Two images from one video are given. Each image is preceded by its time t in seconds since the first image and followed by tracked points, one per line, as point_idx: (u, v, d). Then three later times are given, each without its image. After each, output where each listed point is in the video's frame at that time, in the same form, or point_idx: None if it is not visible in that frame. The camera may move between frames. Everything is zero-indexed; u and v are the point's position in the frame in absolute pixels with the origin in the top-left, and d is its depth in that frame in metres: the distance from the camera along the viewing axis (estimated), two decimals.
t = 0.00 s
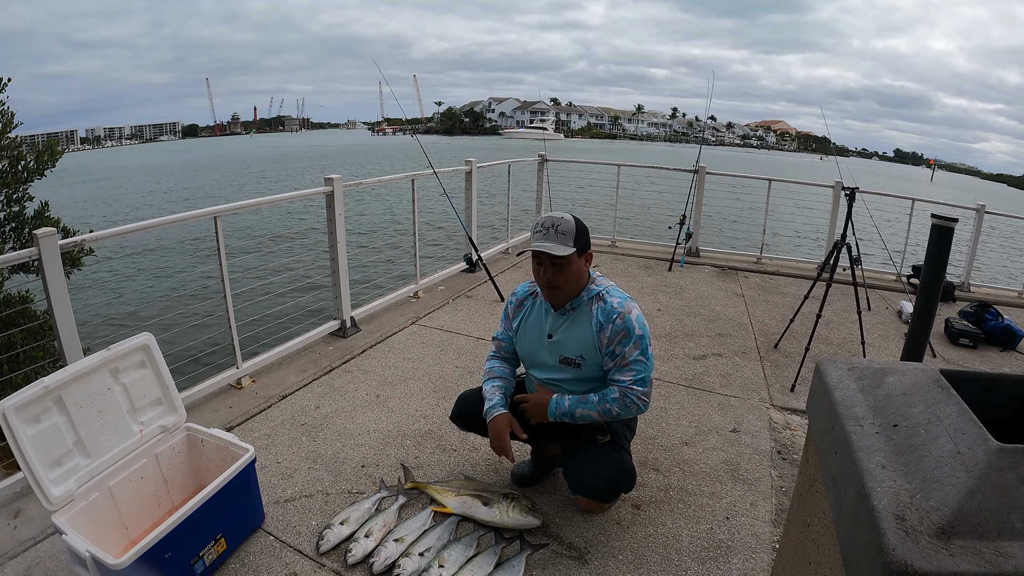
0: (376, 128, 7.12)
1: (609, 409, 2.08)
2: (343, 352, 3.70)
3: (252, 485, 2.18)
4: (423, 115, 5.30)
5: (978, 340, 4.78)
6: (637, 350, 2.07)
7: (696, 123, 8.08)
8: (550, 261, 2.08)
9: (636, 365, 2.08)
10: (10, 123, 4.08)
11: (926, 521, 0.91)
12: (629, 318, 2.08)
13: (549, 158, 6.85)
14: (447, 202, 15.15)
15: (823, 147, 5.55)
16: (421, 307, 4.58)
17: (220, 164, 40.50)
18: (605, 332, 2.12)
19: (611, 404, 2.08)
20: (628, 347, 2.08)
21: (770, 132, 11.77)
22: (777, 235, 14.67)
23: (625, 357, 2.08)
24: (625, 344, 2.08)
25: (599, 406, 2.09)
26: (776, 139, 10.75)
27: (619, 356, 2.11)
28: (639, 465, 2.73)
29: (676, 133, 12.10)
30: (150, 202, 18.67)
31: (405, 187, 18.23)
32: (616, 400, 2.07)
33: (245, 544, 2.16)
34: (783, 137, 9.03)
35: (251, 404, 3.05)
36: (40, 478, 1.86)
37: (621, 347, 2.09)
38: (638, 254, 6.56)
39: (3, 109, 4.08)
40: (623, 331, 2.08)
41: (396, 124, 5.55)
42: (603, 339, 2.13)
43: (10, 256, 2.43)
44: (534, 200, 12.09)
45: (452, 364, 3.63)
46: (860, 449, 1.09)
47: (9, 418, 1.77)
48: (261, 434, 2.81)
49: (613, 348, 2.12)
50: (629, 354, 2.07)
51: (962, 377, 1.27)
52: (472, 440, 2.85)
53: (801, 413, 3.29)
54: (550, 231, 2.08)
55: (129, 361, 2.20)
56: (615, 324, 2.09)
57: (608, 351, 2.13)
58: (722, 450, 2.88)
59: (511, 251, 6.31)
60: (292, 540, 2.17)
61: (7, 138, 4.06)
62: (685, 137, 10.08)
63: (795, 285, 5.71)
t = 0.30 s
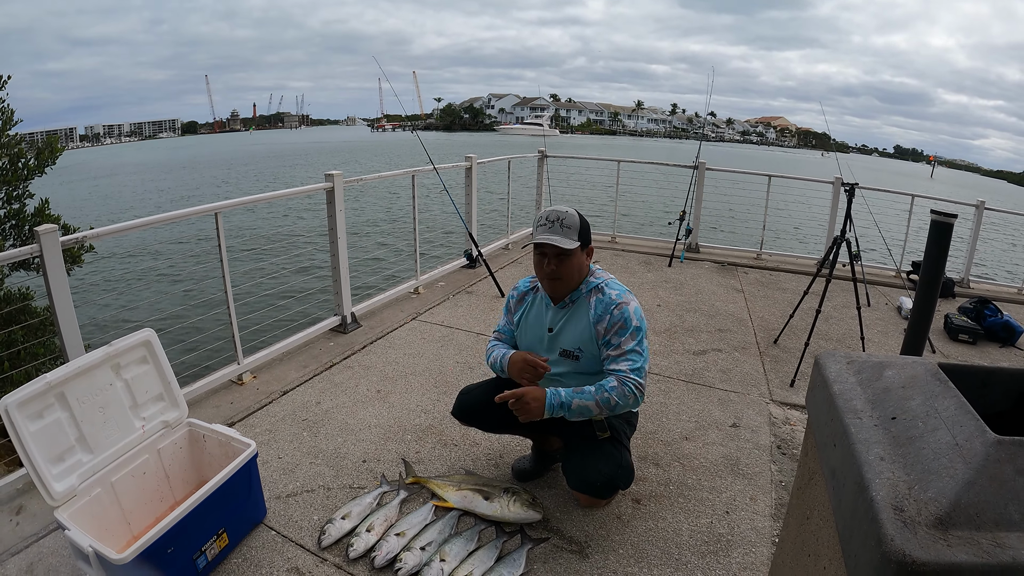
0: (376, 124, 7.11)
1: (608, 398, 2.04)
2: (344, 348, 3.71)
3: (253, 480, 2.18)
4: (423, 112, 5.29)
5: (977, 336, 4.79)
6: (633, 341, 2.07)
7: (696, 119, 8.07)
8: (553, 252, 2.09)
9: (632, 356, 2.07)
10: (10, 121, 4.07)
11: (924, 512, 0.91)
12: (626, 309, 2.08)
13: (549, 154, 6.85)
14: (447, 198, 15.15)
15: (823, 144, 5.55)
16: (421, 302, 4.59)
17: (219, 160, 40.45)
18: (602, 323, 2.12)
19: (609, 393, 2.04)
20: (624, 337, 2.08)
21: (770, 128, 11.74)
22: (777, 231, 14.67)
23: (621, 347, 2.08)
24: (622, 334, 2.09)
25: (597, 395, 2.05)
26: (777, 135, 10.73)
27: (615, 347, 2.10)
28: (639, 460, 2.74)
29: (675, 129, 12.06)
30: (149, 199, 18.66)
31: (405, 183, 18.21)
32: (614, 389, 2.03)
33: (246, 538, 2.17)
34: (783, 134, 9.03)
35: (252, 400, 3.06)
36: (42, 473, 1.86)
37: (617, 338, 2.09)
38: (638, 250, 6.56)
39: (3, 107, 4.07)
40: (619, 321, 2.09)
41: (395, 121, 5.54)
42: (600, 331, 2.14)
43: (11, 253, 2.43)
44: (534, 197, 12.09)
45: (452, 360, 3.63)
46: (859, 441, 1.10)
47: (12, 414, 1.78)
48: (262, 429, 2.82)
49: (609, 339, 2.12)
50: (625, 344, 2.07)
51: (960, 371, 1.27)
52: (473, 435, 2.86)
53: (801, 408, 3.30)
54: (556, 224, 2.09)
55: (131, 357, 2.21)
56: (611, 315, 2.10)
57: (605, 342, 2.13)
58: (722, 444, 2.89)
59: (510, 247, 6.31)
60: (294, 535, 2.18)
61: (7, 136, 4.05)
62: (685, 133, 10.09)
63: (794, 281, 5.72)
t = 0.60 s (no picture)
0: (376, 120, 7.09)
1: (607, 360, 1.96)
2: (344, 342, 3.71)
3: (253, 473, 2.19)
4: (423, 107, 5.29)
5: (977, 332, 4.80)
6: (632, 327, 2.08)
7: (697, 115, 8.06)
8: (551, 241, 2.11)
9: (631, 339, 2.06)
10: (10, 117, 4.05)
11: (920, 500, 0.92)
12: (628, 295, 2.11)
13: (549, 149, 6.84)
14: (447, 194, 15.15)
15: (824, 139, 5.53)
16: (421, 298, 4.59)
17: (219, 156, 40.41)
18: (602, 308, 2.13)
19: (611, 356, 1.96)
20: (623, 322, 2.08)
21: (771, 124, 11.70)
22: (777, 227, 14.66)
23: (619, 330, 2.07)
24: (622, 318, 2.09)
25: (597, 352, 1.96)
26: (778, 132, 10.70)
27: (614, 330, 2.10)
28: (638, 454, 2.75)
29: (676, 124, 12.03)
30: (149, 196, 18.68)
31: (405, 180, 18.20)
32: (616, 355, 1.97)
33: (246, 531, 2.18)
34: (784, 130, 9.01)
35: (252, 394, 3.06)
36: (42, 466, 1.87)
37: (617, 321, 2.09)
38: (638, 245, 6.56)
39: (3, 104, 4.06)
40: (620, 306, 2.10)
41: (395, 117, 5.53)
42: (600, 315, 2.14)
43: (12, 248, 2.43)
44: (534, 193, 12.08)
45: (452, 354, 3.64)
46: (854, 431, 1.10)
47: (13, 407, 1.79)
48: (262, 424, 2.82)
49: (608, 324, 2.12)
50: (623, 328, 2.07)
51: (956, 362, 1.28)
52: (473, 429, 2.86)
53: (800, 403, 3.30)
54: (552, 214, 2.08)
55: (131, 351, 2.21)
56: (614, 299, 2.12)
57: (603, 327, 2.13)
58: (721, 439, 2.90)
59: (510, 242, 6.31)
60: (294, 528, 2.19)
61: (7, 133, 4.05)
62: (685, 128, 10.06)
63: (794, 276, 5.72)
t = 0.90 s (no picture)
0: (376, 116, 7.08)
1: (609, 357, 2.00)
2: (344, 336, 3.73)
3: (253, 464, 2.21)
4: (422, 103, 5.29)
5: (976, 327, 4.80)
6: (632, 316, 2.07)
7: (697, 111, 8.05)
8: (553, 230, 2.13)
9: (631, 330, 2.06)
10: (12, 115, 4.06)
11: (907, 484, 0.93)
12: (625, 286, 2.11)
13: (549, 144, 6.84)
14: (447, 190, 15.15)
15: (824, 135, 5.53)
16: (421, 292, 4.61)
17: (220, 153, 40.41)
18: (601, 300, 2.14)
19: (611, 352, 2.00)
20: (622, 312, 2.08)
21: (772, 120, 11.68)
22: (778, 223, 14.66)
23: (620, 322, 2.07)
24: (621, 309, 2.09)
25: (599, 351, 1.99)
26: (779, 128, 10.68)
27: (614, 322, 2.10)
28: (636, 446, 2.76)
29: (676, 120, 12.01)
30: (150, 193, 18.71)
31: (406, 176, 18.21)
32: (616, 350, 2.00)
33: (247, 522, 2.20)
34: (784, 126, 9.01)
35: (253, 387, 3.09)
36: (44, 457, 1.89)
37: (616, 312, 2.09)
38: (637, 240, 6.57)
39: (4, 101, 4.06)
40: (618, 298, 2.10)
41: (395, 112, 5.53)
42: (599, 307, 2.14)
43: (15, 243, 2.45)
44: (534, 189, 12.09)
45: (451, 348, 3.65)
46: (844, 417, 1.12)
47: (15, 399, 1.81)
48: (263, 416, 2.85)
49: (607, 315, 2.12)
50: (624, 319, 2.07)
51: (947, 351, 1.29)
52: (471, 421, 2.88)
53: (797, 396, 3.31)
54: (554, 204, 2.12)
55: (133, 343, 2.23)
56: (611, 291, 2.12)
57: (603, 318, 2.13)
58: (719, 431, 2.91)
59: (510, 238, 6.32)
60: (294, 519, 2.21)
61: (8, 130, 4.05)
62: (685, 124, 10.03)
63: (793, 271, 5.72)
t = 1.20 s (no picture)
0: (376, 113, 7.09)
1: (608, 359, 2.07)
2: (345, 332, 3.75)
3: (255, 456, 2.24)
4: (422, 100, 5.30)
5: (974, 323, 4.83)
6: (630, 315, 2.13)
7: (697, 108, 8.05)
8: (550, 224, 2.15)
9: (629, 328, 2.12)
10: (13, 113, 4.07)
11: (893, 472, 0.95)
12: (623, 283, 2.15)
13: (548, 141, 6.85)
14: (447, 187, 15.16)
15: (824, 131, 5.54)
16: (421, 288, 4.63)
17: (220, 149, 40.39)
18: (599, 297, 2.17)
19: (610, 354, 2.07)
20: (621, 311, 2.13)
21: (772, 117, 11.66)
22: (778, 219, 14.66)
23: (618, 320, 2.13)
24: (619, 307, 2.14)
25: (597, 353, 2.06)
26: (779, 124, 10.67)
27: (612, 320, 2.15)
28: (634, 440, 2.79)
29: (676, 116, 12.00)
30: (151, 190, 18.71)
31: (406, 172, 18.21)
32: (615, 351, 2.07)
33: (249, 515, 2.23)
34: (784, 122, 9.01)
35: (254, 382, 3.11)
36: (49, 451, 1.91)
37: (614, 311, 2.14)
38: (636, 236, 6.58)
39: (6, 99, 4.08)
40: (616, 296, 2.14)
41: (395, 110, 5.54)
42: (597, 305, 2.18)
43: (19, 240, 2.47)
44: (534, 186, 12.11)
45: (451, 343, 3.68)
46: (834, 408, 1.14)
47: (21, 393, 1.83)
48: (264, 411, 2.87)
49: (606, 313, 2.16)
50: (622, 317, 2.12)
51: (936, 343, 1.30)
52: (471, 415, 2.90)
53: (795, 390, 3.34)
54: (551, 198, 2.13)
55: (136, 339, 2.26)
56: (609, 288, 2.15)
57: (602, 316, 2.18)
58: (716, 426, 2.94)
59: (510, 234, 6.34)
60: (295, 512, 2.23)
61: (10, 128, 4.06)
62: (685, 120, 10.02)
63: (792, 267, 5.74)
